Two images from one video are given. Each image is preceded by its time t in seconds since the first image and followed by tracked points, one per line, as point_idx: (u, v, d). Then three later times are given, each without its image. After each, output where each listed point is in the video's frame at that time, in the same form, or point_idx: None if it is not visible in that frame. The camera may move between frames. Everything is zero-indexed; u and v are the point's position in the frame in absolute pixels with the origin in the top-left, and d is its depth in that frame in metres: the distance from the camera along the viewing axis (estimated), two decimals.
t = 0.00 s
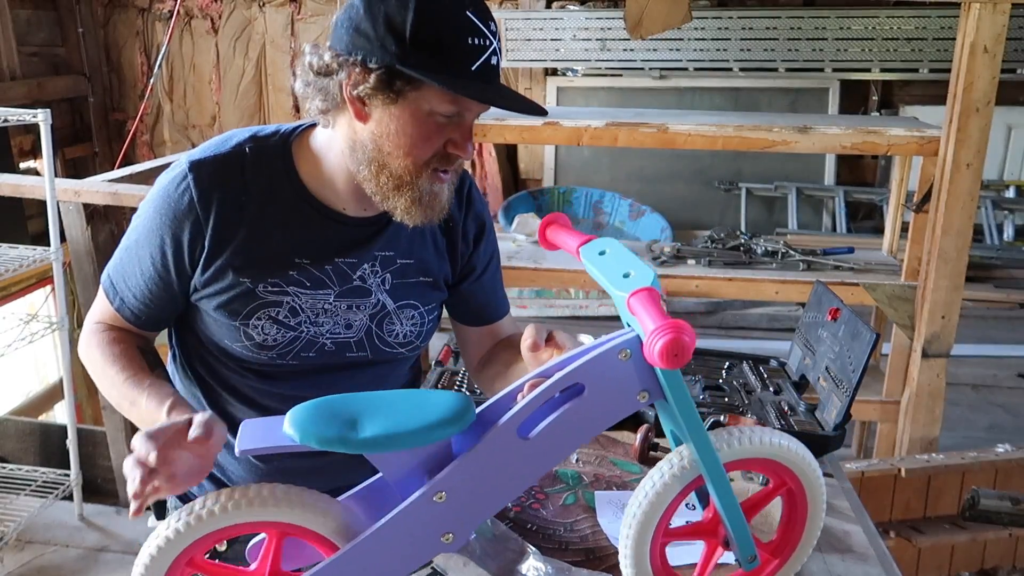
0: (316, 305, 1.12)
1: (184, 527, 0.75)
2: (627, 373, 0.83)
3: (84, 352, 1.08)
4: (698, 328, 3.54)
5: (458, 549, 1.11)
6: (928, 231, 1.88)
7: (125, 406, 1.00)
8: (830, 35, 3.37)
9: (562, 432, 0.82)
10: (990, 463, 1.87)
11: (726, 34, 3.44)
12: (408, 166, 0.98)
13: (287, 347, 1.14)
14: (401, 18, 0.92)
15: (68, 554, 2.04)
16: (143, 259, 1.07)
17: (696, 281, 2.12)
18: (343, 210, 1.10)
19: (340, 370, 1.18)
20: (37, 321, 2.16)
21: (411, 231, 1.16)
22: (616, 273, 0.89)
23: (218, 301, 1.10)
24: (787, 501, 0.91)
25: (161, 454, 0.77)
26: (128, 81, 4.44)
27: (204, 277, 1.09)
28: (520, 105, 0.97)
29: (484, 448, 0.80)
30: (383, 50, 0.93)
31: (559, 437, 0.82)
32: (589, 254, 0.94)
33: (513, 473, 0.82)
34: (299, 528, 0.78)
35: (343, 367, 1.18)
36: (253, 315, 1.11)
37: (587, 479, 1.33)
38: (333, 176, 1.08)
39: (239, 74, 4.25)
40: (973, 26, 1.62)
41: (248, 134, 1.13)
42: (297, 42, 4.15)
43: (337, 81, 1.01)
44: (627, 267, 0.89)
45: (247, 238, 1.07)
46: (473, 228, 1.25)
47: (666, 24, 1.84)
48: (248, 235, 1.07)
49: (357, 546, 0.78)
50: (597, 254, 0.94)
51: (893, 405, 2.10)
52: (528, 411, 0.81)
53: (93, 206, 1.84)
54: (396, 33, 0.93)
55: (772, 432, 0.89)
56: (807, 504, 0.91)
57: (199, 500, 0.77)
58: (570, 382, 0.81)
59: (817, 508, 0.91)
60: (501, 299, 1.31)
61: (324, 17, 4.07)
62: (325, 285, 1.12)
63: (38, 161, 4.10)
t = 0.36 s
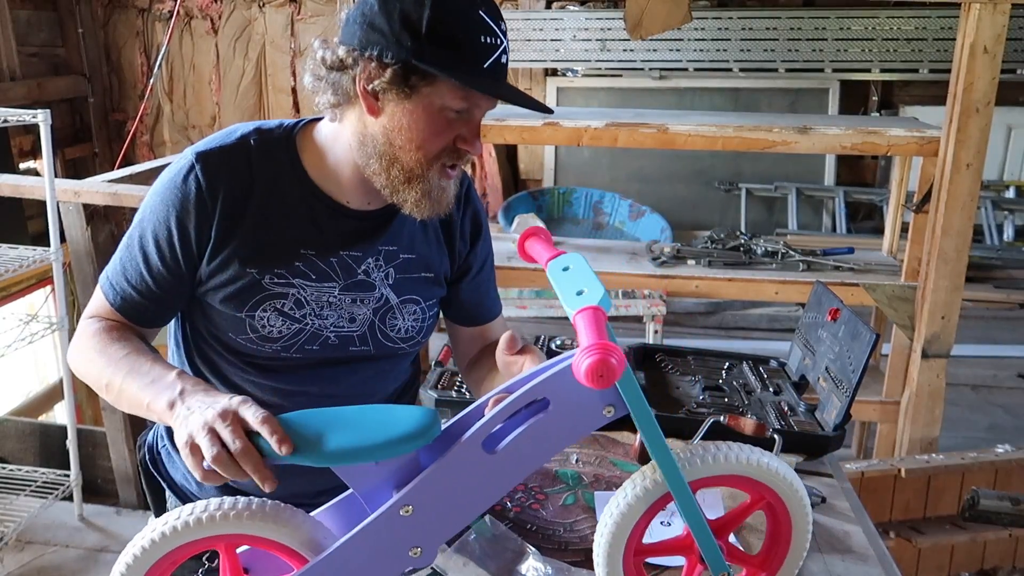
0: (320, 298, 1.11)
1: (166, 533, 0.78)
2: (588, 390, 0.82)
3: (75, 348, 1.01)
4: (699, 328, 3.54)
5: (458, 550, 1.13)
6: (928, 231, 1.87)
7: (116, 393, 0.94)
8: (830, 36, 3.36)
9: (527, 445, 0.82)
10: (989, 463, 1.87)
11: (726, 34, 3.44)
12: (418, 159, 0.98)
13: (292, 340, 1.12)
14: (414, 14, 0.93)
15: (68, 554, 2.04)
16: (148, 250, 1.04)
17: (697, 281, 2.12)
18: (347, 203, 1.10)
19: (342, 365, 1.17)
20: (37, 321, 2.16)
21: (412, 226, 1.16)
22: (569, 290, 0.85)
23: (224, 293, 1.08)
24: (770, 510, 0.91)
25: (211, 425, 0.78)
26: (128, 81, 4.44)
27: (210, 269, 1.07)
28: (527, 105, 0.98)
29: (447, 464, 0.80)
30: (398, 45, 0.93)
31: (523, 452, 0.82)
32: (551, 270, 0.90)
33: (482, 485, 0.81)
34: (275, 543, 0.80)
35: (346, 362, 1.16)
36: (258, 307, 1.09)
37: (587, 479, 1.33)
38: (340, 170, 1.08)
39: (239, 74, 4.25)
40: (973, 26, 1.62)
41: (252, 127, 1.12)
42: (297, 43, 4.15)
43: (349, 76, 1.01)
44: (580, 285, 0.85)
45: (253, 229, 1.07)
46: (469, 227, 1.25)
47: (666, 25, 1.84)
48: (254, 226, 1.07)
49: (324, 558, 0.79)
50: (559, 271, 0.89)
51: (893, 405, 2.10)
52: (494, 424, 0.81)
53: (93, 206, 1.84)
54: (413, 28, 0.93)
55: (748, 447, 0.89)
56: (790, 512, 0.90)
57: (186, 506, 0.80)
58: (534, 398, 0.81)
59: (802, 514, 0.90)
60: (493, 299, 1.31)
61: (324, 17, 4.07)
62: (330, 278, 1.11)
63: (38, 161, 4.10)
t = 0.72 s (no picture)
0: (319, 300, 1.11)
1: (165, 525, 0.78)
2: (569, 380, 0.81)
3: (80, 342, 1.03)
4: (698, 328, 3.54)
5: (458, 549, 1.13)
6: (928, 231, 1.88)
7: (122, 392, 0.95)
8: (830, 35, 3.36)
9: (513, 437, 0.81)
10: (989, 463, 1.87)
11: (726, 34, 3.45)
12: (419, 161, 0.97)
13: (290, 340, 1.12)
14: (413, 16, 0.93)
15: (68, 554, 2.04)
16: (149, 248, 1.05)
17: (697, 281, 2.12)
18: (349, 205, 1.10)
19: (342, 365, 1.17)
20: (37, 321, 2.16)
21: (413, 228, 1.15)
22: (545, 279, 0.79)
23: (223, 291, 1.09)
24: (763, 515, 0.89)
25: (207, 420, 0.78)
26: (127, 81, 4.44)
27: (210, 266, 1.08)
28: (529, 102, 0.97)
29: (434, 457, 0.79)
30: (397, 49, 0.93)
31: (509, 445, 0.81)
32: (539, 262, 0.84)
33: (471, 480, 0.80)
34: (272, 538, 0.80)
35: (344, 363, 1.16)
36: (256, 307, 1.09)
37: (587, 479, 1.33)
38: (340, 173, 1.08)
39: (239, 74, 4.25)
40: (973, 26, 1.62)
41: (256, 127, 1.13)
42: (297, 42, 4.15)
43: (349, 80, 1.01)
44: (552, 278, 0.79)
45: (254, 228, 1.07)
46: (475, 233, 1.24)
47: (666, 24, 1.84)
48: (255, 225, 1.07)
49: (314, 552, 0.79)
50: (546, 262, 0.83)
51: (893, 405, 2.10)
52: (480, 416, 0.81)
53: (93, 206, 1.84)
54: (410, 31, 0.93)
55: (736, 449, 0.88)
56: (783, 518, 0.88)
57: (187, 500, 0.81)
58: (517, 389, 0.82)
59: (797, 520, 0.88)
60: (513, 296, 1.29)
61: (324, 17, 4.07)
62: (329, 279, 1.11)
63: (38, 161, 4.10)
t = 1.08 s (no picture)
0: (326, 297, 1.10)
1: (163, 524, 0.78)
2: (568, 380, 0.82)
3: (93, 334, 1.03)
4: (698, 328, 3.54)
5: (458, 548, 1.13)
6: (928, 231, 1.88)
7: (127, 384, 0.95)
8: (830, 35, 3.36)
9: (510, 436, 0.80)
10: (989, 463, 1.87)
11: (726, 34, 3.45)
12: (426, 161, 0.98)
13: (296, 337, 1.11)
14: (417, 15, 0.93)
15: (68, 555, 2.04)
16: (161, 239, 1.05)
17: (697, 281, 2.12)
18: (361, 204, 1.09)
19: (345, 366, 1.15)
20: (37, 321, 2.16)
21: (422, 233, 1.15)
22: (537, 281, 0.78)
23: (232, 285, 1.08)
24: (761, 516, 0.90)
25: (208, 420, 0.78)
26: (127, 81, 4.44)
27: (220, 260, 1.07)
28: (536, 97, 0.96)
29: (430, 456, 0.79)
30: (401, 47, 0.93)
31: (507, 444, 0.81)
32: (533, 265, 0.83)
33: (471, 481, 0.80)
34: (272, 539, 0.80)
35: (349, 363, 1.15)
36: (264, 302, 1.09)
37: (587, 479, 1.33)
38: (352, 172, 1.08)
39: (239, 74, 4.25)
40: (973, 26, 1.62)
41: (273, 123, 1.12)
42: (297, 43, 4.15)
43: (357, 81, 1.02)
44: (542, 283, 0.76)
45: (264, 223, 1.07)
46: (492, 241, 1.22)
47: (666, 24, 1.84)
48: (266, 220, 1.07)
49: (310, 553, 0.79)
50: (543, 264, 0.82)
51: (893, 405, 2.10)
52: (476, 416, 0.81)
53: (93, 206, 1.84)
54: (414, 30, 0.93)
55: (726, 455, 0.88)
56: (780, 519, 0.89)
57: (185, 500, 0.81)
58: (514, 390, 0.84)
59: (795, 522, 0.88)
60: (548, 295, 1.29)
61: (324, 18, 4.08)
62: (337, 279, 1.10)
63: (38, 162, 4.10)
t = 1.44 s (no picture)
0: (337, 306, 1.10)
1: (161, 530, 0.78)
2: (568, 386, 0.80)
3: (96, 327, 1.01)
4: (698, 328, 3.54)
5: (457, 548, 1.13)
6: (928, 231, 1.88)
7: (130, 383, 0.95)
8: (830, 36, 3.36)
9: (510, 443, 0.80)
10: (989, 463, 1.87)
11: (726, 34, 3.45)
12: (457, 182, 0.97)
13: (304, 343, 1.11)
14: (462, 38, 0.92)
15: (68, 554, 2.04)
16: (173, 235, 1.04)
17: (697, 281, 2.13)
18: (379, 215, 1.08)
19: (350, 375, 1.15)
20: (37, 321, 2.16)
21: (437, 248, 1.14)
22: (539, 286, 0.79)
23: (244, 288, 1.08)
24: (757, 506, 0.92)
25: (209, 428, 0.78)
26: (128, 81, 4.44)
27: (233, 261, 1.07)
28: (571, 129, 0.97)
29: (430, 461, 0.79)
30: (443, 68, 0.93)
31: (508, 452, 0.80)
32: (529, 270, 0.84)
33: (471, 488, 0.80)
34: (272, 542, 0.80)
35: (354, 372, 1.14)
36: (274, 307, 1.09)
37: (587, 479, 1.33)
38: (371, 178, 1.07)
39: (239, 74, 4.26)
40: (973, 26, 1.62)
41: (295, 126, 1.12)
42: (297, 42, 4.15)
43: (394, 95, 1.01)
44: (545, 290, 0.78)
45: (280, 227, 1.06)
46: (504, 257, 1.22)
47: (666, 25, 1.84)
48: (282, 224, 1.06)
49: (312, 557, 0.79)
50: (539, 269, 0.83)
51: (893, 405, 2.10)
52: (475, 422, 0.80)
53: (94, 206, 1.84)
54: (457, 51, 0.93)
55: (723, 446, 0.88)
56: (775, 503, 0.91)
57: (183, 506, 0.80)
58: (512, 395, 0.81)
59: (790, 509, 0.92)
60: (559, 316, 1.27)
61: (324, 18, 4.08)
62: (349, 288, 1.09)
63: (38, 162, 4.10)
